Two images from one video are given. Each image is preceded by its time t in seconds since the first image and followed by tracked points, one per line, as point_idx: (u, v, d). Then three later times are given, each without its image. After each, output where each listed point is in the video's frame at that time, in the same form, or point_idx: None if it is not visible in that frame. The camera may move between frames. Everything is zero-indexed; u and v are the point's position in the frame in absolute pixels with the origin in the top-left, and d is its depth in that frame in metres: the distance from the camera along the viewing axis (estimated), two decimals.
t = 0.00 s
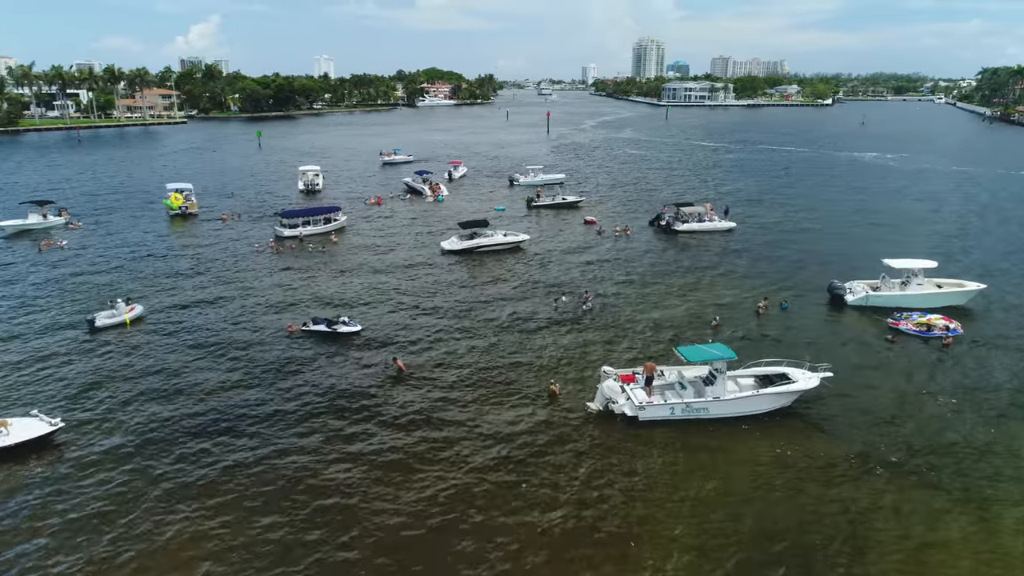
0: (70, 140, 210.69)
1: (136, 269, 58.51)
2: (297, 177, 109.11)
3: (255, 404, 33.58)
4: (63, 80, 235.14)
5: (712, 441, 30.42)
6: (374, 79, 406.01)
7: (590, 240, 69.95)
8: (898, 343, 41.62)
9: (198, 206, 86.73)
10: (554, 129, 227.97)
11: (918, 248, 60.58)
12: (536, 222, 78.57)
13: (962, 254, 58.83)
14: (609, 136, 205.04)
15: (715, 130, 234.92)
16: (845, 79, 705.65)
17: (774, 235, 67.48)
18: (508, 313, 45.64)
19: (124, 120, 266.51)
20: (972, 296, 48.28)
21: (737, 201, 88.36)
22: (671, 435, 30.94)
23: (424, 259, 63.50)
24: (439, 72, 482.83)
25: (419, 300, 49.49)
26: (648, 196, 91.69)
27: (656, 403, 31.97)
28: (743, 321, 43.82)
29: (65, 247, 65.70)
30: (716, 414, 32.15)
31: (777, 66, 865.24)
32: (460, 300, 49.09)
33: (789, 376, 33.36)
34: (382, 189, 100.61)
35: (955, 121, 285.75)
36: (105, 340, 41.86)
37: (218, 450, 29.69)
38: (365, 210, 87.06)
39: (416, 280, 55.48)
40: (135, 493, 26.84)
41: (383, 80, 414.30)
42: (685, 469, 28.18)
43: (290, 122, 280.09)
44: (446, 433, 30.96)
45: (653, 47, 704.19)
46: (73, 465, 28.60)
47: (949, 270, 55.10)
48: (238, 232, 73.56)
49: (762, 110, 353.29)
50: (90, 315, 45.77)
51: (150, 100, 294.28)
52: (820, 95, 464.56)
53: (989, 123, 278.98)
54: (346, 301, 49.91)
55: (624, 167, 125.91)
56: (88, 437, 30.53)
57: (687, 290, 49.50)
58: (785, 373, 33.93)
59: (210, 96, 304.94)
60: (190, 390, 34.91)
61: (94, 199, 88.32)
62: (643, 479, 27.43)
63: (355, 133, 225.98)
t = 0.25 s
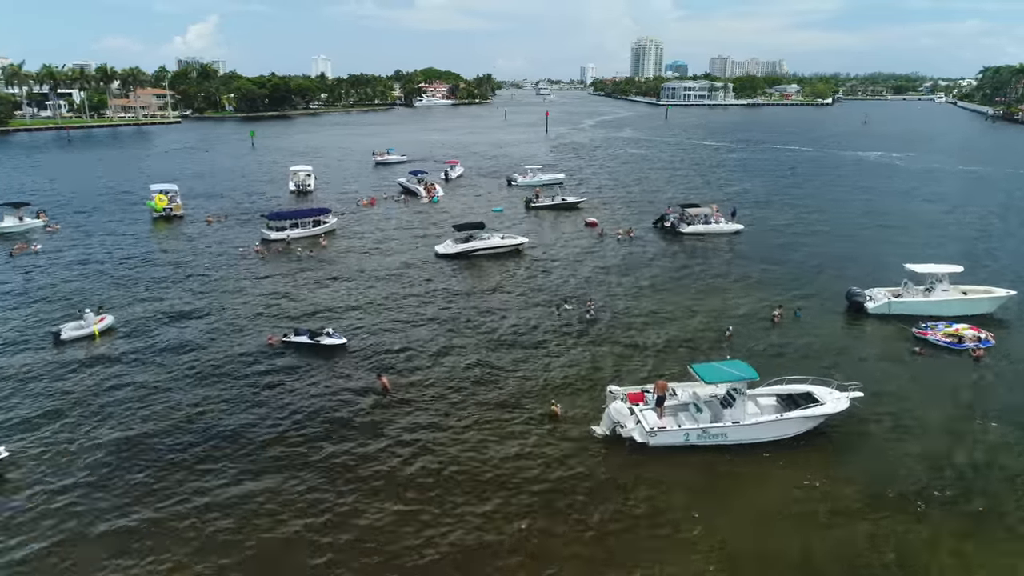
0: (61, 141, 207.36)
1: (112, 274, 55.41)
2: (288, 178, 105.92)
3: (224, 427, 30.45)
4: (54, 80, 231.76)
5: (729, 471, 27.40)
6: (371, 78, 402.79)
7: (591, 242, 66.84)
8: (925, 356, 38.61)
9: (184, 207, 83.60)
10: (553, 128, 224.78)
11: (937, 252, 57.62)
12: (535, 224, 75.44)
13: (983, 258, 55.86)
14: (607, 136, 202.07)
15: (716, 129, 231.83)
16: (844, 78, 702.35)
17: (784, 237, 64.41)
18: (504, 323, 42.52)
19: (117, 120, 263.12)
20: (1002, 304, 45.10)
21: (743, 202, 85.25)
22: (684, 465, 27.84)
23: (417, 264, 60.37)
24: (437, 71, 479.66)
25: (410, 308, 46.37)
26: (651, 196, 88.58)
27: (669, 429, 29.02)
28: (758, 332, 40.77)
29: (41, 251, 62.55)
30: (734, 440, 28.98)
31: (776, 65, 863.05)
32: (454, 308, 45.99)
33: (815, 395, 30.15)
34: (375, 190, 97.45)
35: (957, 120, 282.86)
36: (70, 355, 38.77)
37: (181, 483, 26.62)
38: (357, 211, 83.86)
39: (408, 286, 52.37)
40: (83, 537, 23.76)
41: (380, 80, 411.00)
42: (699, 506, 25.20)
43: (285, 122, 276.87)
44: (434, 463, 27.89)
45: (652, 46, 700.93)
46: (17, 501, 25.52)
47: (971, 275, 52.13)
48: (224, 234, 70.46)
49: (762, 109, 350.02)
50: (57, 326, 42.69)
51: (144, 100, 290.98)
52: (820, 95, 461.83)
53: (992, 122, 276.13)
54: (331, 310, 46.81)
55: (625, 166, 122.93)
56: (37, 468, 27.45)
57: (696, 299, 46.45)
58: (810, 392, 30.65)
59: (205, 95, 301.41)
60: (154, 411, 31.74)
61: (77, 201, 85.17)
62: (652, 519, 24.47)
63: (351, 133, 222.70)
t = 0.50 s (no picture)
0: (53, 141, 204.54)
1: (91, 280, 52.84)
2: (281, 178, 103.23)
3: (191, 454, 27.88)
4: (47, 79, 229.04)
5: (748, 505, 24.97)
6: (369, 78, 399.93)
7: (592, 244, 64.13)
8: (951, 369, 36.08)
9: (172, 208, 80.93)
10: (552, 128, 222.04)
11: (955, 256, 55.07)
12: (534, 225, 72.73)
13: (1003, 263, 53.36)
14: (607, 136, 199.47)
15: (717, 128, 229.08)
16: (845, 78, 699.75)
17: (793, 240, 61.76)
18: (501, 333, 39.91)
19: (112, 120, 260.25)
20: None
21: (749, 202, 82.55)
22: (698, 496, 25.39)
23: (410, 268, 57.69)
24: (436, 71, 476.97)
25: (401, 316, 43.76)
26: (654, 196, 85.90)
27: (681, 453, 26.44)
28: (772, 343, 38.19)
29: (18, 255, 59.93)
30: (753, 466, 26.53)
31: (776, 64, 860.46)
32: (447, 316, 43.33)
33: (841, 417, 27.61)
34: (370, 190, 94.75)
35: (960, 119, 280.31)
36: (37, 369, 36.24)
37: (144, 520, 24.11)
38: (350, 212, 81.15)
39: (400, 293, 49.69)
40: None
41: (378, 79, 408.13)
42: (716, 548, 22.80)
43: (282, 122, 274.03)
44: (419, 496, 25.37)
45: (652, 46, 697.94)
46: None
47: (992, 281, 49.62)
48: (211, 236, 67.83)
49: (763, 109, 347.04)
50: (26, 336, 40.11)
51: (139, 100, 288.25)
52: (820, 94, 459.38)
53: (995, 120, 273.67)
54: (317, 319, 44.17)
55: (626, 166, 120.37)
56: None
57: (705, 306, 43.82)
58: (835, 413, 28.10)
59: (200, 96, 298.59)
60: (117, 435, 29.21)
61: (61, 202, 82.51)
62: (665, 564, 22.03)
63: (348, 133, 219.83)
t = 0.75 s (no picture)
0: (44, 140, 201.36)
1: (61, 285, 49.86)
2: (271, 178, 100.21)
3: (144, 492, 25.00)
4: (38, 78, 226.16)
5: (771, 548, 22.07)
6: (367, 78, 396.86)
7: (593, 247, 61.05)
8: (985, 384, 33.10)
9: (156, 210, 77.93)
10: (551, 127, 219.05)
11: (975, 260, 52.16)
12: (532, 227, 69.68)
13: None
14: (607, 135, 196.45)
15: (718, 128, 226.04)
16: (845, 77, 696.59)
17: (804, 243, 58.70)
18: (495, 347, 36.88)
19: (105, 120, 257.06)
20: None
21: (755, 203, 79.44)
22: (714, 538, 22.49)
23: (401, 273, 54.64)
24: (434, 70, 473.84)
25: (388, 326, 40.74)
26: (656, 197, 82.85)
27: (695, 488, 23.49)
28: (788, 357, 35.17)
29: None
30: (776, 502, 23.61)
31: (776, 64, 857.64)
32: (437, 327, 40.29)
33: (874, 444, 24.43)
34: (363, 191, 91.73)
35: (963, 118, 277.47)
36: None
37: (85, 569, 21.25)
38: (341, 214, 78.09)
39: (387, 300, 46.64)
40: None
41: (376, 79, 404.98)
42: None
43: (277, 121, 270.95)
44: (400, 539, 22.46)
45: (652, 45, 694.75)
46: None
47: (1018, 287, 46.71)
48: (193, 238, 64.85)
49: (765, 109, 343.72)
50: None
51: (134, 100, 285.28)
52: (821, 93, 456.53)
53: (998, 119, 270.81)
54: (298, 326, 41.04)
55: (627, 165, 117.45)
56: None
57: (714, 315, 40.80)
58: (867, 438, 24.97)
59: (196, 96, 295.50)
60: (68, 467, 26.37)
61: (41, 204, 79.52)
62: None
63: (344, 133, 216.77)
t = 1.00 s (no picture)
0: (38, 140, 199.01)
1: (36, 290, 47.47)
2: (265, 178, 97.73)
3: (90, 533, 22.45)
4: (34, 77, 224.08)
5: None
6: (367, 78, 394.50)
7: (594, 249, 58.47)
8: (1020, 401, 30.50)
9: (143, 211, 75.49)
10: (552, 127, 216.54)
11: (997, 263, 49.54)
12: (532, 229, 67.14)
13: None
14: (609, 134, 193.75)
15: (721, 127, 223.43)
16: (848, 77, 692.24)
17: (815, 246, 56.09)
18: (489, 361, 34.23)
19: (102, 120, 254.72)
20: None
21: (763, 203, 76.81)
22: None
23: (393, 277, 52.04)
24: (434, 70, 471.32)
25: (376, 337, 38.10)
26: (660, 197, 80.28)
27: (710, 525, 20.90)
28: (805, 371, 32.58)
29: None
30: (801, 541, 21.06)
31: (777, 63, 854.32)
32: (429, 338, 37.65)
33: (910, 475, 21.91)
34: (358, 192, 89.24)
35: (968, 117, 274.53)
36: None
37: None
38: (334, 215, 75.57)
39: (376, 306, 44.03)
40: None
41: (376, 78, 402.67)
42: None
43: (276, 121, 268.57)
44: None
45: (653, 45, 692.59)
46: None
47: None
48: (179, 240, 62.41)
49: (768, 108, 340.89)
50: None
51: (132, 100, 283.16)
52: (823, 92, 453.61)
53: (1004, 118, 267.96)
54: (280, 336, 38.46)
55: (629, 165, 114.83)
56: None
57: (725, 325, 38.18)
58: (901, 468, 22.45)
59: (194, 95, 293.10)
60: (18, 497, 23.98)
61: (26, 205, 77.11)
62: None
63: (342, 133, 214.40)
